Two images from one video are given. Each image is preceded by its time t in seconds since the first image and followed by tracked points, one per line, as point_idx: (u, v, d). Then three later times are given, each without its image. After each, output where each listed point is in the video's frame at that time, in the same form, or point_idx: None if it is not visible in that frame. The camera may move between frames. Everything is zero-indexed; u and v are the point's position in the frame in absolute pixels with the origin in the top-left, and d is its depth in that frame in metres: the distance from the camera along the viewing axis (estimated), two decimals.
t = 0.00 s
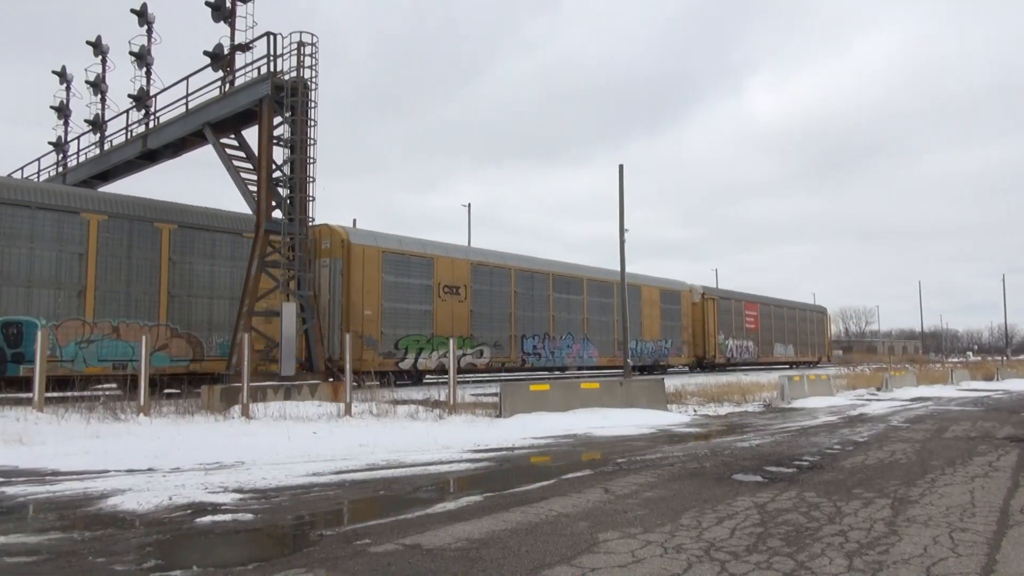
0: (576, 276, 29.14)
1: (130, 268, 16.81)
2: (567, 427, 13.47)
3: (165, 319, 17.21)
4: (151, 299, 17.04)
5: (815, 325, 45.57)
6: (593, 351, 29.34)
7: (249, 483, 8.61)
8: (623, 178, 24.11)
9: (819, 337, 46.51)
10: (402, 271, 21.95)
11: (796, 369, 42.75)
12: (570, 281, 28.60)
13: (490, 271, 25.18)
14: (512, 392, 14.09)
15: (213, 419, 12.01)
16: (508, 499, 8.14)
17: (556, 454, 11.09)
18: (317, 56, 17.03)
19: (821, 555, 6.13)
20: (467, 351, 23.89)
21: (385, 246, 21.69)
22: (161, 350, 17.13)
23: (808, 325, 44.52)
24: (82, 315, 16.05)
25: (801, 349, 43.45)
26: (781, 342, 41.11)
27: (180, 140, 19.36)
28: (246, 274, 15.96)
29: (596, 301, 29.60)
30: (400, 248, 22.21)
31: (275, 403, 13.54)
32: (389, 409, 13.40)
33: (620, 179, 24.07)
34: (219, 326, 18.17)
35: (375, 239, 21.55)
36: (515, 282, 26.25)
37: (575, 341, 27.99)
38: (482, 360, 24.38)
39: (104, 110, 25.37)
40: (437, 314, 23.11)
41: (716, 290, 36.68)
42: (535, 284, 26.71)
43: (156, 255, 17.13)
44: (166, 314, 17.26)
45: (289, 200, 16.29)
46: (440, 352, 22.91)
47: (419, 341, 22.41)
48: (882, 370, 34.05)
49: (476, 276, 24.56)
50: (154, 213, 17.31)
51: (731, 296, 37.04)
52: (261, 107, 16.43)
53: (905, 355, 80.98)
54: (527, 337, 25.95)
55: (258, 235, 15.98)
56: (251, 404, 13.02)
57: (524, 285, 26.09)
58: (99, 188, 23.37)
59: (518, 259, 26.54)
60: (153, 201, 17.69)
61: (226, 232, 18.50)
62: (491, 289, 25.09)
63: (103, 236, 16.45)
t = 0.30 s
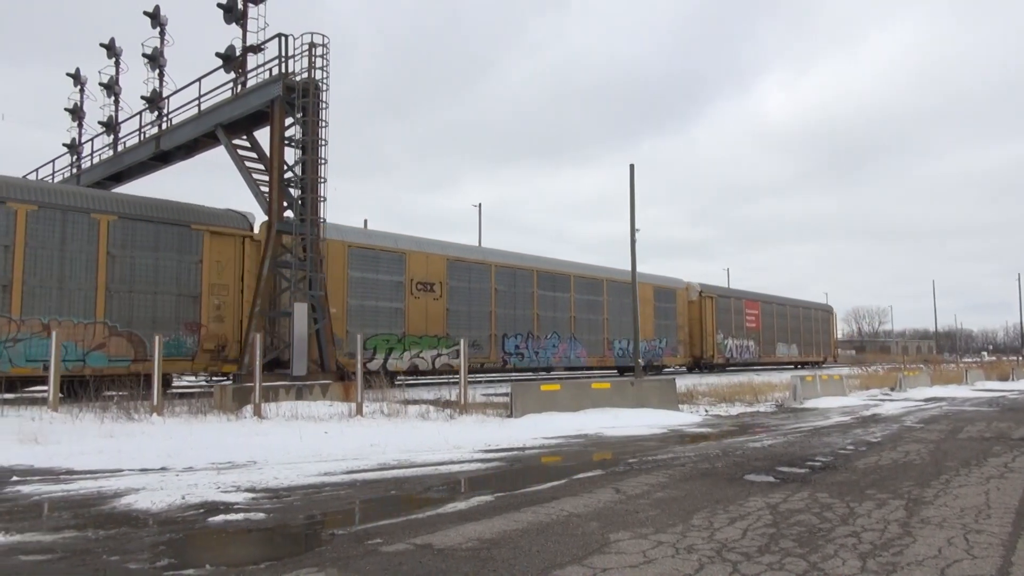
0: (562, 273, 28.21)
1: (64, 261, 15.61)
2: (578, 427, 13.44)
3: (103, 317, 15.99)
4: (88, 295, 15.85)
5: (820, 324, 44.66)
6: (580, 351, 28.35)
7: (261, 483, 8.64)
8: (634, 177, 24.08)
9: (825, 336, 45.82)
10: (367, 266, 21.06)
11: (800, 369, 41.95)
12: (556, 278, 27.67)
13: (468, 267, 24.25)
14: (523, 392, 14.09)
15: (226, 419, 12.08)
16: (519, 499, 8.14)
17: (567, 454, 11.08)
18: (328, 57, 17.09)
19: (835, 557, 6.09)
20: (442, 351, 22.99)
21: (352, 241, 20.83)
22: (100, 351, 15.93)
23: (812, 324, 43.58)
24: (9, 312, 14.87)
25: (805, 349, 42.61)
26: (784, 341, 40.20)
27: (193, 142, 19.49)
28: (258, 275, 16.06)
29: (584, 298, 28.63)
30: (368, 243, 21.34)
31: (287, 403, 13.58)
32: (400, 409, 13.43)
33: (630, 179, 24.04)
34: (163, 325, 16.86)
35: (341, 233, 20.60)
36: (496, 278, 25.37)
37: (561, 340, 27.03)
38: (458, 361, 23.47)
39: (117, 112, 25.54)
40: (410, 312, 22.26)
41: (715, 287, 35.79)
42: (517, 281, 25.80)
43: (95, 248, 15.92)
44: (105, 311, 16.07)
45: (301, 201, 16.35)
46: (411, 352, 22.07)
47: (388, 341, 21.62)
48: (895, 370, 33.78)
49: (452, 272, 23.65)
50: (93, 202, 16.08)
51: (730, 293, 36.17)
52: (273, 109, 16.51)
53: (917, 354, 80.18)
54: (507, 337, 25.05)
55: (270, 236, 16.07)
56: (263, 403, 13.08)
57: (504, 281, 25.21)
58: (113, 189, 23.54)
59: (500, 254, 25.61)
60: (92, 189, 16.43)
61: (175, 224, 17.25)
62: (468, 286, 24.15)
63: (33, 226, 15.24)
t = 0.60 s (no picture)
0: (545, 270, 27.10)
1: None
2: (585, 428, 13.43)
3: (26, 314, 14.80)
4: (9, 290, 14.63)
5: (821, 323, 43.96)
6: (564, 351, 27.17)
7: (270, 483, 8.67)
8: (642, 177, 24.06)
9: (826, 336, 45.23)
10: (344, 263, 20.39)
11: (801, 369, 41.42)
12: (536, 275, 26.54)
13: (439, 263, 23.20)
14: (532, 392, 14.10)
15: (235, 419, 12.15)
16: (527, 500, 8.14)
17: (575, 454, 11.07)
18: (337, 58, 17.13)
19: (844, 558, 6.06)
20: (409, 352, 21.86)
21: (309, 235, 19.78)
22: (25, 351, 14.80)
23: (812, 323, 42.97)
24: None
25: (805, 349, 41.86)
26: (782, 341, 39.54)
27: (202, 143, 19.56)
28: (267, 275, 16.12)
29: (568, 296, 27.45)
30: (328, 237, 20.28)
31: (295, 403, 13.65)
32: (408, 409, 13.47)
33: (638, 179, 24.02)
34: (95, 323, 15.66)
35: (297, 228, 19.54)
36: (471, 275, 24.31)
37: (542, 340, 25.93)
38: (427, 363, 22.31)
39: (127, 113, 25.67)
40: (375, 310, 21.16)
41: (709, 286, 35.11)
42: (492, 279, 24.73)
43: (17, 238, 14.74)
44: (29, 307, 14.88)
45: (309, 201, 16.41)
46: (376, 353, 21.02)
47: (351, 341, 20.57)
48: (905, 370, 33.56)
49: (421, 268, 22.56)
50: (17, 190, 14.92)
51: (725, 292, 35.56)
52: (281, 110, 16.58)
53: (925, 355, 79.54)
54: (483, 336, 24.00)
55: (279, 237, 16.13)
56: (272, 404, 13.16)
57: (479, 279, 24.19)
58: (123, 191, 23.68)
59: (475, 250, 24.51)
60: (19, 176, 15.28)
61: (108, 214, 16.01)
62: (440, 284, 23.05)
63: None
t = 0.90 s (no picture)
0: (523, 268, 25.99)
1: None
2: (591, 430, 13.38)
3: None
4: None
5: (822, 323, 43.13)
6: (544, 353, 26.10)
7: (277, 484, 8.68)
8: (649, 178, 24.02)
9: (827, 337, 44.48)
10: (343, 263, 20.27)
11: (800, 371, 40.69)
12: (514, 273, 25.40)
13: (406, 260, 22.03)
14: (538, 393, 14.10)
15: (243, 420, 12.20)
16: (534, 501, 8.13)
17: (581, 456, 11.04)
18: (343, 60, 17.15)
19: (852, 560, 6.03)
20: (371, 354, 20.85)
21: (260, 229, 18.87)
22: None
23: (811, 324, 42.16)
24: None
25: (803, 351, 40.88)
26: (779, 342, 38.63)
27: (209, 146, 19.64)
28: (273, 277, 16.15)
29: (547, 295, 26.32)
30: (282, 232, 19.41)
31: (302, 404, 13.67)
32: (415, 410, 13.49)
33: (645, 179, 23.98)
34: (15, 324, 14.40)
35: (246, 220, 18.69)
36: (441, 273, 23.23)
37: (518, 341, 24.84)
38: (393, 365, 21.28)
39: (135, 116, 25.79)
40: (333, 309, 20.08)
41: (702, 284, 34.17)
42: (465, 276, 23.56)
43: None
44: None
45: (316, 203, 16.44)
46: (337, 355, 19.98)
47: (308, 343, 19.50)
48: (914, 372, 33.33)
49: (387, 266, 21.44)
50: None
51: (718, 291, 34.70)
52: (288, 112, 16.62)
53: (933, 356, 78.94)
54: (454, 337, 22.83)
55: (286, 238, 16.16)
56: (279, 405, 13.21)
57: (450, 277, 23.04)
58: (131, 193, 23.80)
59: (447, 246, 23.38)
60: None
61: (31, 205, 14.71)
62: (407, 281, 21.92)
63: None
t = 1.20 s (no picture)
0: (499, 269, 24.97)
1: None
2: (600, 436, 13.33)
3: None
4: None
5: (823, 328, 42.51)
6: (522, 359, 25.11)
7: (286, 490, 8.69)
8: (657, 183, 23.99)
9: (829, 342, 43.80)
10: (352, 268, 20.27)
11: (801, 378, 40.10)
12: (490, 275, 24.40)
13: (371, 260, 20.96)
14: (547, 399, 14.08)
15: (252, 426, 12.24)
16: (543, 508, 8.10)
17: (590, 462, 11.01)
18: (352, 67, 17.23)
19: (864, 568, 5.98)
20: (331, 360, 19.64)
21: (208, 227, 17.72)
22: None
23: (811, 329, 41.47)
24: None
25: (801, 356, 40.18)
26: (777, 348, 37.91)
27: (219, 153, 19.75)
28: (283, 283, 16.20)
29: (524, 298, 25.27)
30: (231, 229, 18.17)
31: (311, 410, 13.68)
32: (423, 416, 13.50)
33: (653, 185, 23.96)
34: None
35: (191, 216, 17.54)
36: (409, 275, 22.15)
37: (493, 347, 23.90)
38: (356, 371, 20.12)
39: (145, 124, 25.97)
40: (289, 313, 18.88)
41: (694, 288, 33.40)
42: (436, 278, 22.53)
43: None
44: None
45: (325, 210, 16.50)
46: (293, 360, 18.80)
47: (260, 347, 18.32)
48: (925, 378, 33.04)
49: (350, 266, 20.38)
50: None
51: (710, 295, 33.91)
52: (297, 119, 16.70)
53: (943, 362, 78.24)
54: (423, 341, 21.82)
55: (295, 245, 16.21)
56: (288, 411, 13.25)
57: (419, 278, 21.98)
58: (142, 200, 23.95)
59: (417, 247, 22.37)
60: None
61: None
62: (372, 284, 20.87)
63: None
